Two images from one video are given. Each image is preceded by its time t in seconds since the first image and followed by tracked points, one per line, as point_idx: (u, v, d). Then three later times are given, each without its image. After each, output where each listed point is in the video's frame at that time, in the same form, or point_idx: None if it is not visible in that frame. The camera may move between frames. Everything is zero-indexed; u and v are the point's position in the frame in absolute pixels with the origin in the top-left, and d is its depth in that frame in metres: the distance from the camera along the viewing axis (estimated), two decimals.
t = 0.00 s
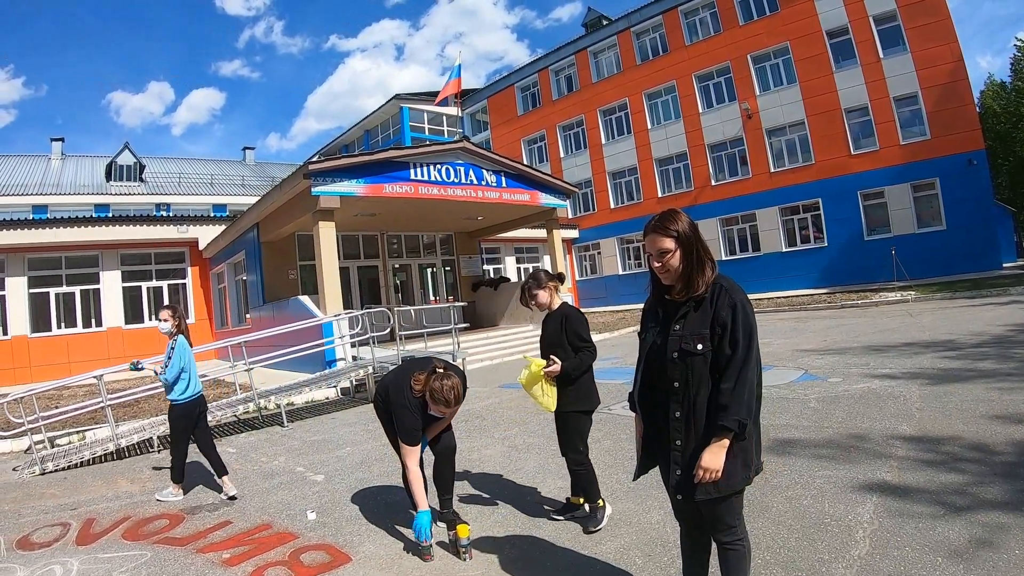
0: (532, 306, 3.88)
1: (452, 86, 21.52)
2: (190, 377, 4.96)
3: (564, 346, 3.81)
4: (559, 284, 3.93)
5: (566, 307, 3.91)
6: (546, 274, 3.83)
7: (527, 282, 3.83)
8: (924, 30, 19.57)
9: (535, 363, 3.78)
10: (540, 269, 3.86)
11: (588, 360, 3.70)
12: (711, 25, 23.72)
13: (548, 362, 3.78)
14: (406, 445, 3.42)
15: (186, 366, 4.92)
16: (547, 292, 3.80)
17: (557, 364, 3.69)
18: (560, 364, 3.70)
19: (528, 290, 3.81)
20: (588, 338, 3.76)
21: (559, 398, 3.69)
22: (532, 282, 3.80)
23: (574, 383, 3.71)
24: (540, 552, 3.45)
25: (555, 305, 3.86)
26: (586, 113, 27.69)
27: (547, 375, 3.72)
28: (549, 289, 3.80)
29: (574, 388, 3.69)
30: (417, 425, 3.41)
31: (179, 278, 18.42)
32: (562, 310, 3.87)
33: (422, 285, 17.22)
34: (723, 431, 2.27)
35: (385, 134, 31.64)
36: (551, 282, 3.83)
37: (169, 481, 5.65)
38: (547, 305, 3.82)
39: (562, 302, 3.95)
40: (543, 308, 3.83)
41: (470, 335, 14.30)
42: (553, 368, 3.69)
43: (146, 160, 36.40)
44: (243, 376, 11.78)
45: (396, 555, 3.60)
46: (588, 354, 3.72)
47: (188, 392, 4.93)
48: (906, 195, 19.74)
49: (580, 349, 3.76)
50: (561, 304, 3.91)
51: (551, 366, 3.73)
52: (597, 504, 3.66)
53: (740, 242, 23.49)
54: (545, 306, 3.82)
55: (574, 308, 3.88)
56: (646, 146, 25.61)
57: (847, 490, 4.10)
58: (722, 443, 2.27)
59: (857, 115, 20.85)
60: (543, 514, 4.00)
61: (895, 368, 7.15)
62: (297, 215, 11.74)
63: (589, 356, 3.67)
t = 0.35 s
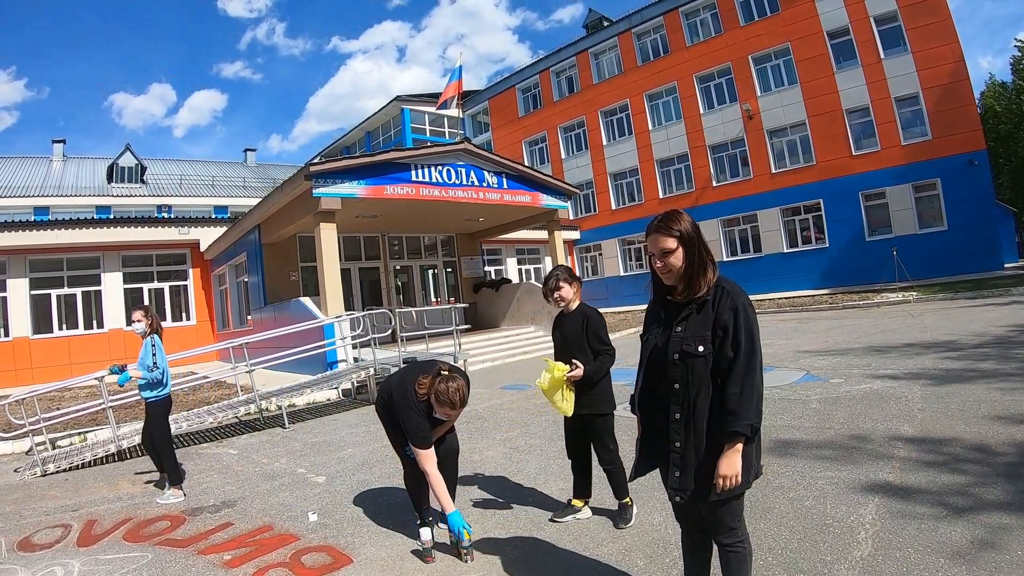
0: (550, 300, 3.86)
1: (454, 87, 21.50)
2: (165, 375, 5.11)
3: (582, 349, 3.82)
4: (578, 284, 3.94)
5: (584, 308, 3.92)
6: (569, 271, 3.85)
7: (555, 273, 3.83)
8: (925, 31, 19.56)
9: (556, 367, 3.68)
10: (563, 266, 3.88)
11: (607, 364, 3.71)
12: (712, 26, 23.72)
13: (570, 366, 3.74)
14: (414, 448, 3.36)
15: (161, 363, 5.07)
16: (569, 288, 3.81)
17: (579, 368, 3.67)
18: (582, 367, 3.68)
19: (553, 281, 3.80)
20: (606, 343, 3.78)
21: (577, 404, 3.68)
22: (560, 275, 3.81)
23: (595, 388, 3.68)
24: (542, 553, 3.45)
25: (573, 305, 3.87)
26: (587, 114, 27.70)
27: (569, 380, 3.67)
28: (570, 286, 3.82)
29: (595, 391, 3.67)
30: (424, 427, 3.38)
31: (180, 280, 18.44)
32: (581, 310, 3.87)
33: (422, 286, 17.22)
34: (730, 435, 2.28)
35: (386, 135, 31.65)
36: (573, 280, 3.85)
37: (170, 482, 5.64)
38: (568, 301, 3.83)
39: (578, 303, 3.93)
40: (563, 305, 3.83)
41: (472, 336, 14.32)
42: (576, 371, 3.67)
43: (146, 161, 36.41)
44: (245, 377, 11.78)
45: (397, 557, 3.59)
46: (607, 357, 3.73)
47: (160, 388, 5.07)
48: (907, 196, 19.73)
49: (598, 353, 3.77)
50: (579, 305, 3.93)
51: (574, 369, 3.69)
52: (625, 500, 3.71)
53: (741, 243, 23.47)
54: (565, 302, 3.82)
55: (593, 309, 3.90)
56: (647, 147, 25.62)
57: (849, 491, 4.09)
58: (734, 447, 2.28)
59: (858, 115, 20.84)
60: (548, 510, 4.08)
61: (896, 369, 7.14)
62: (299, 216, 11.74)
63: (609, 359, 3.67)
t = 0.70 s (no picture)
0: (572, 299, 3.87)
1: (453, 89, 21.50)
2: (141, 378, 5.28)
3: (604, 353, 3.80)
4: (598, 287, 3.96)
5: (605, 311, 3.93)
6: (592, 273, 3.86)
7: (578, 272, 3.84)
8: (923, 32, 19.59)
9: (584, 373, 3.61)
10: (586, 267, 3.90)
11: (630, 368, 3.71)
12: (710, 27, 23.75)
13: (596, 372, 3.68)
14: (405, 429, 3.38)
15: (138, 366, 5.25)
16: (590, 290, 3.83)
17: (607, 373, 3.64)
18: (609, 372, 3.65)
19: (576, 279, 3.81)
20: (628, 348, 3.78)
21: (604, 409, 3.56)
22: (583, 275, 3.82)
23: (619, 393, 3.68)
24: (539, 555, 3.45)
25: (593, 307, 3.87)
26: (586, 116, 27.72)
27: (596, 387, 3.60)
28: (592, 287, 3.84)
29: (619, 396, 3.67)
30: (415, 409, 3.40)
31: (179, 281, 18.43)
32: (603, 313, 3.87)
33: (421, 288, 17.24)
34: (731, 437, 2.28)
35: (386, 136, 31.67)
36: (595, 282, 3.86)
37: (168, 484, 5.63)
38: (590, 301, 3.84)
39: (598, 306, 3.93)
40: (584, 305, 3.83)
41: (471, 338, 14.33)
42: (604, 376, 3.62)
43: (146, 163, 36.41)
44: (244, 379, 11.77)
45: (395, 558, 3.59)
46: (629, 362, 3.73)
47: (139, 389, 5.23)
48: (907, 197, 19.74)
49: (620, 359, 3.77)
50: (600, 308, 3.93)
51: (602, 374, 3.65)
52: (625, 503, 3.73)
53: (740, 244, 23.49)
54: (586, 302, 3.84)
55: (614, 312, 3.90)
56: (646, 148, 25.64)
57: (847, 492, 4.10)
58: (733, 449, 2.28)
59: (857, 117, 20.87)
60: (546, 509, 4.13)
61: (894, 371, 7.14)
62: (299, 217, 11.73)
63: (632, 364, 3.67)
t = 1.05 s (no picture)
0: (578, 298, 3.85)
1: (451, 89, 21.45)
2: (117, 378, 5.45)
3: (610, 354, 3.83)
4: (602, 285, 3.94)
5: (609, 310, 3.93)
6: (600, 272, 3.85)
7: (586, 271, 3.82)
8: (921, 35, 19.62)
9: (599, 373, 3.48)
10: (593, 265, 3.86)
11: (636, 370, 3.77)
12: (709, 29, 23.76)
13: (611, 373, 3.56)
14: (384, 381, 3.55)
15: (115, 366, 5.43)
16: (598, 288, 3.79)
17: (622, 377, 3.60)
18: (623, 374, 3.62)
19: (584, 278, 3.79)
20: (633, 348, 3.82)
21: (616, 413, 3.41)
22: (591, 273, 3.80)
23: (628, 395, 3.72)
24: (534, 555, 3.44)
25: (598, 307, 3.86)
26: (584, 117, 27.72)
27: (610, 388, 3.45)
28: (600, 287, 3.82)
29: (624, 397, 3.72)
30: (392, 361, 3.58)
31: (176, 280, 18.39)
32: (609, 313, 3.85)
33: (419, 288, 17.24)
34: (729, 438, 2.28)
35: (384, 136, 31.62)
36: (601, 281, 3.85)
37: (163, 483, 5.61)
38: (595, 301, 3.80)
39: (602, 306, 3.91)
40: (590, 305, 3.81)
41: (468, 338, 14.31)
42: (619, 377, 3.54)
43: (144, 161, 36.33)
44: (241, 378, 11.76)
45: (388, 558, 3.58)
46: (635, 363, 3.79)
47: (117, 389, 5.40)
48: (904, 199, 19.78)
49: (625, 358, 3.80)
50: (604, 307, 3.91)
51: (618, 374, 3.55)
52: (620, 503, 3.73)
53: (737, 246, 23.51)
54: (593, 301, 3.80)
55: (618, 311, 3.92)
56: (644, 149, 25.66)
57: (841, 494, 4.10)
58: (731, 450, 2.28)
59: (855, 119, 20.91)
60: (556, 519, 3.93)
61: (889, 373, 7.15)
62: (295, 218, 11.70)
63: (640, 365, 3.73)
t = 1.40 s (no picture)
0: (572, 298, 3.75)
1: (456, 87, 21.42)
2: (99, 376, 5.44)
3: (609, 355, 3.72)
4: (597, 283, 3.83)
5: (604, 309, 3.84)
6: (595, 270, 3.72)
7: (579, 271, 3.72)
8: (927, 36, 19.55)
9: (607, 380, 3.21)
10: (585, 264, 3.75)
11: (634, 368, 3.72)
12: (714, 28, 23.72)
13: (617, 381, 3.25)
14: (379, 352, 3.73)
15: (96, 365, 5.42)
16: (592, 288, 3.70)
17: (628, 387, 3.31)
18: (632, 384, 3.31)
19: (577, 278, 3.69)
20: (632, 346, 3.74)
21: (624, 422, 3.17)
22: (585, 273, 3.69)
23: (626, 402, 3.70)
24: (534, 555, 3.43)
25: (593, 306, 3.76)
26: (589, 116, 27.69)
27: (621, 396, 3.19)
28: (594, 287, 3.71)
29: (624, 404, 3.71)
30: (385, 332, 3.75)
31: (180, 276, 18.41)
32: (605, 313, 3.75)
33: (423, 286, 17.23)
34: (728, 438, 2.28)
35: (388, 134, 31.63)
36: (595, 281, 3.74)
37: (164, 478, 5.62)
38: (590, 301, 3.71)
39: (597, 306, 3.82)
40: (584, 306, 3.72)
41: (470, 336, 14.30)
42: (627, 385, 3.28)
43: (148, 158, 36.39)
44: (243, 374, 11.78)
45: (387, 556, 3.57)
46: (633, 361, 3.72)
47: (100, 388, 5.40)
48: (909, 200, 19.73)
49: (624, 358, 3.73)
50: (600, 308, 3.82)
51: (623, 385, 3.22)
52: (617, 502, 3.72)
53: (742, 246, 23.48)
54: (587, 302, 3.71)
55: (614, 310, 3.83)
56: (649, 149, 25.62)
57: (843, 496, 4.09)
58: (730, 450, 2.28)
59: (860, 120, 20.86)
60: (566, 535, 3.67)
61: (892, 374, 7.13)
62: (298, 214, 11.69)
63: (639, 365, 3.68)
